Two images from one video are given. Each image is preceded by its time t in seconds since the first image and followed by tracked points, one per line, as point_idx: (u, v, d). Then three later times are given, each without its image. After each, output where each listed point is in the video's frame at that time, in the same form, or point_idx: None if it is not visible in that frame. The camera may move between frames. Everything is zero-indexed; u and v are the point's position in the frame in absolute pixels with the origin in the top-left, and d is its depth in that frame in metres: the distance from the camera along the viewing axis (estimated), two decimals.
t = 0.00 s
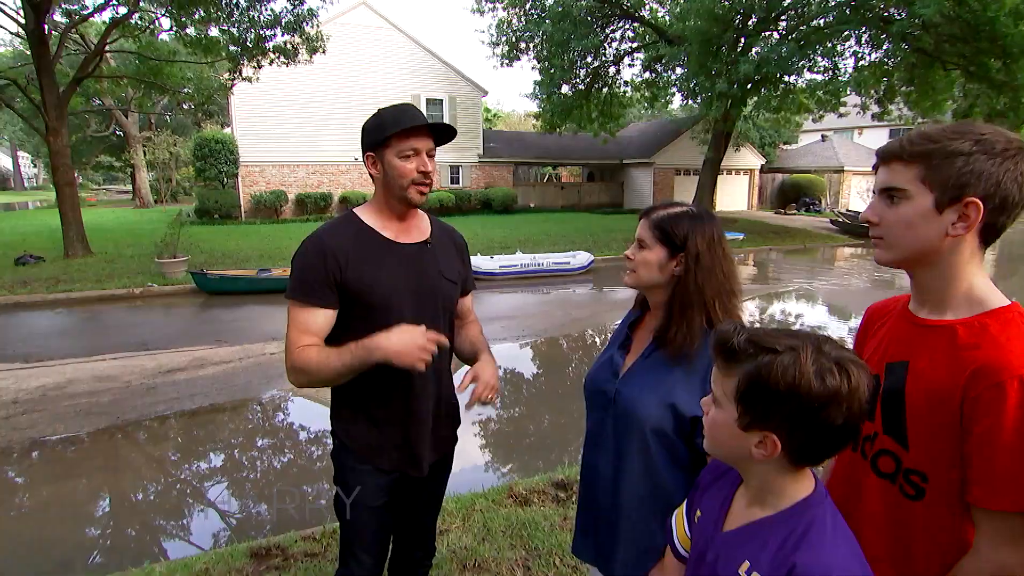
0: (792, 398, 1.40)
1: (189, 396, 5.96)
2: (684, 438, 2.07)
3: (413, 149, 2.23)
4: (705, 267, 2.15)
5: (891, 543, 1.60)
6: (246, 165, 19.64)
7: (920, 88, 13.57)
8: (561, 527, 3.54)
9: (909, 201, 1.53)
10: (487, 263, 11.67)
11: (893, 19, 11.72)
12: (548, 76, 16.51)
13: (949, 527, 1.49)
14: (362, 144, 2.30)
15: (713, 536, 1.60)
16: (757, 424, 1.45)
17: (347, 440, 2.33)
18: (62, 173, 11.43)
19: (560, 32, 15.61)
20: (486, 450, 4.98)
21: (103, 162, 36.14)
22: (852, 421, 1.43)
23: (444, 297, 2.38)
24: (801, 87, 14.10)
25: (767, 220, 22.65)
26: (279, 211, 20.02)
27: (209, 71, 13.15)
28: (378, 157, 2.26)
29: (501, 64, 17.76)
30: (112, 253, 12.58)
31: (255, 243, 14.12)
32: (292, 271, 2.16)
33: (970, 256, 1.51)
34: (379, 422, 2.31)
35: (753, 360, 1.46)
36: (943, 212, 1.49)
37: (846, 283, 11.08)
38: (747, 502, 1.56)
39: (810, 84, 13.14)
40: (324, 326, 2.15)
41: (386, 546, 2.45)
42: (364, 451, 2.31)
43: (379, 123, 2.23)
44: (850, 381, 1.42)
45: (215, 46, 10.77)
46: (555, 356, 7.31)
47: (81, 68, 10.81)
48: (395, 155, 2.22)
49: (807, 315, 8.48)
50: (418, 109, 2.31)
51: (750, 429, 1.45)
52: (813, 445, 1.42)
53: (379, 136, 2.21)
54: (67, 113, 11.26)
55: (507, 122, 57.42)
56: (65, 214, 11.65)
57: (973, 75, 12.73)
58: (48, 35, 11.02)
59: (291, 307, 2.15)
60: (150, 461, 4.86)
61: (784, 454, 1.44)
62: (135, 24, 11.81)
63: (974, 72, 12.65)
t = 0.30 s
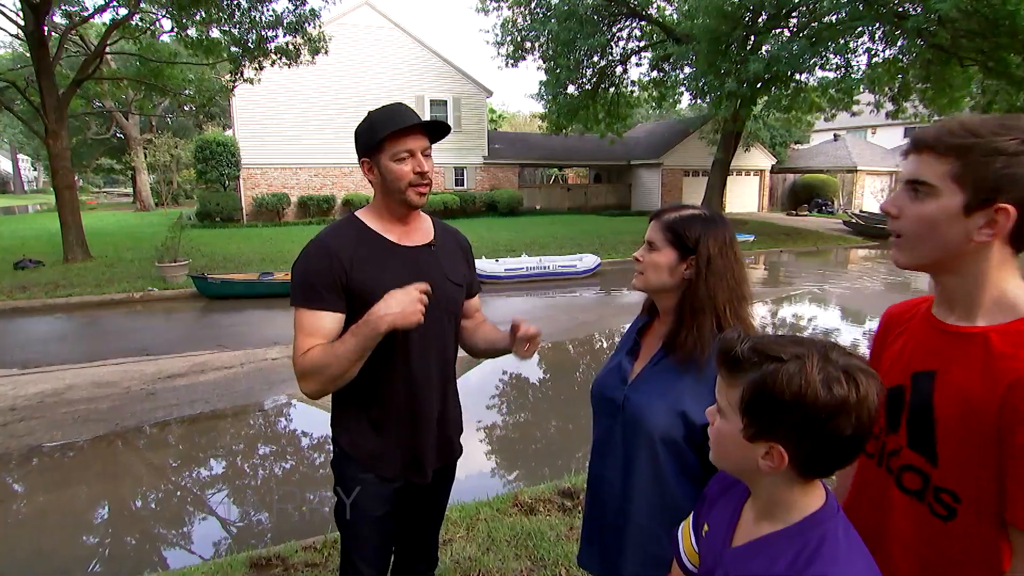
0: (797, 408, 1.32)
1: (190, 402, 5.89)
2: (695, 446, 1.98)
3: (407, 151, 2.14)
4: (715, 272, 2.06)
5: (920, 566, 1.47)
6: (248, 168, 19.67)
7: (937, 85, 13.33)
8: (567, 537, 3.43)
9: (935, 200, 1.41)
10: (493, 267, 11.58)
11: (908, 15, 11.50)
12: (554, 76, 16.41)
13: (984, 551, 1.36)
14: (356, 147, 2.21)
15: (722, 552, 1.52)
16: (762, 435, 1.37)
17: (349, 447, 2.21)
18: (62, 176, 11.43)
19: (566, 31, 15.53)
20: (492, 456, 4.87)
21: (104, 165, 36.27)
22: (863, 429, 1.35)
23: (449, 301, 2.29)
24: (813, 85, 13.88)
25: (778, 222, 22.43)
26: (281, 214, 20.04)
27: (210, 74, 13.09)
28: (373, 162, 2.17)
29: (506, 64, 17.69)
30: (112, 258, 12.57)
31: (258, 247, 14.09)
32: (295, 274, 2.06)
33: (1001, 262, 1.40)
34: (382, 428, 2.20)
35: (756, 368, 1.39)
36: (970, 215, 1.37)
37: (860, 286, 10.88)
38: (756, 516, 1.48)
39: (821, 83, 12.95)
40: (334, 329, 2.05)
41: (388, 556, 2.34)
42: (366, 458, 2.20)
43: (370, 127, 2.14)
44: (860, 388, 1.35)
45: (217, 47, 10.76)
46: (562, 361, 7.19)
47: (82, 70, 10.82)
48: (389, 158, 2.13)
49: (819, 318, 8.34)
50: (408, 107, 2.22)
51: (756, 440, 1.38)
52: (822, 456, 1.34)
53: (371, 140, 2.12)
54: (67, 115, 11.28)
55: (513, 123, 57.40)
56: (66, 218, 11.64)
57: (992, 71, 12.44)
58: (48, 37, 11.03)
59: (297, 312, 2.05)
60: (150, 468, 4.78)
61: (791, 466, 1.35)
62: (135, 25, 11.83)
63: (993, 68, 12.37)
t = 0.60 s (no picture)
0: (802, 412, 1.30)
1: (188, 409, 5.81)
2: (702, 452, 1.85)
3: (403, 158, 2.05)
4: (722, 275, 1.96)
5: None
6: (248, 170, 19.65)
7: (952, 81, 13.15)
8: (572, 546, 3.32)
9: (984, 220, 1.32)
10: (497, 270, 11.49)
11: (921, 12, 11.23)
12: (559, 77, 16.34)
13: None
14: (349, 154, 2.12)
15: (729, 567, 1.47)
16: (768, 440, 1.34)
17: (350, 456, 2.11)
18: (60, 178, 11.40)
19: (570, 31, 15.42)
20: (497, 463, 4.77)
21: (106, 168, 36.33)
22: (871, 435, 1.32)
23: (451, 306, 2.20)
24: (822, 84, 13.74)
25: (787, 224, 22.25)
26: (282, 216, 20.04)
27: (210, 75, 13.27)
28: (367, 170, 2.08)
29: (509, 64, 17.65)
30: (111, 262, 12.52)
31: (260, 250, 14.03)
32: (291, 286, 1.98)
33: None
34: (385, 435, 2.11)
35: (760, 373, 1.37)
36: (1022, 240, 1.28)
37: (871, 289, 10.72)
38: (763, 527, 1.44)
39: (831, 81, 12.81)
40: (330, 344, 1.96)
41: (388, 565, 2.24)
42: (368, 466, 2.10)
43: (359, 133, 2.05)
44: (865, 393, 1.33)
45: (218, 48, 10.74)
46: (567, 366, 7.09)
47: (80, 71, 10.80)
48: (384, 166, 2.04)
49: (830, 322, 8.21)
50: (403, 112, 2.13)
51: (761, 446, 1.35)
52: (828, 464, 1.31)
53: (365, 149, 2.03)
54: (65, 117, 11.25)
55: (516, 124, 57.41)
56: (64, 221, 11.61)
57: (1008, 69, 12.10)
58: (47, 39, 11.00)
59: (295, 327, 1.97)
60: (148, 475, 4.70)
61: (797, 473, 1.32)
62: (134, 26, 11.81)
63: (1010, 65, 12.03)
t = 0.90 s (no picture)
0: (804, 416, 1.23)
1: (187, 411, 5.74)
2: (704, 459, 1.76)
3: (405, 162, 1.98)
4: (723, 278, 1.88)
5: None
6: (249, 169, 19.62)
7: (966, 79, 12.93)
8: (575, 551, 3.24)
9: (1001, 227, 1.25)
10: (500, 271, 11.41)
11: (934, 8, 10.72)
12: (563, 75, 16.25)
13: None
14: (345, 155, 2.03)
15: None
16: (770, 445, 1.27)
17: (348, 460, 2.02)
18: (59, 177, 11.38)
19: (575, 27, 15.29)
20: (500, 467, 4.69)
21: (105, 167, 36.35)
22: (875, 439, 1.25)
23: (447, 308, 2.11)
24: (832, 81, 13.59)
25: (796, 224, 22.06)
26: (283, 216, 20.04)
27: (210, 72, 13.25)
28: (364, 171, 2.00)
29: (513, 62, 17.58)
30: (110, 262, 12.49)
31: (261, 250, 13.99)
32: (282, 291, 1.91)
33: None
34: (383, 441, 2.02)
35: (762, 376, 1.31)
36: None
37: (882, 290, 10.56)
38: (768, 535, 1.37)
39: (842, 79, 12.65)
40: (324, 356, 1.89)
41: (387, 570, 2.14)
42: (366, 471, 2.01)
43: (357, 132, 1.97)
44: (872, 397, 1.25)
45: (217, 45, 10.70)
46: (572, 368, 7.00)
47: (78, 69, 10.77)
48: (385, 169, 1.97)
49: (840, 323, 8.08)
50: (402, 111, 2.04)
51: (763, 451, 1.29)
52: (833, 469, 1.24)
53: (362, 151, 1.95)
54: (63, 115, 11.24)
55: (519, 122, 57.34)
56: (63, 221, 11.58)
57: None
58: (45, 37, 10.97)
59: (285, 333, 1.89)
60: (147, 477, 4.64)
61: (801, 479, 1.26)
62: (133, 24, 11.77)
63: None
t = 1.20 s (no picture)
0: (815, 417, 1.15)
1: (187, 412, 5.69)
2: (707, 465, 1.68)
3: (407, 161, 1.90)
4: (727, 279, 1.79)
5: None
6: (251, 168, 19.60)
7: (983, 76, 12.71)
8: (579, 556, 3.15)
9: (1001, 233, 1.17)
10: (505, 271, 11.32)
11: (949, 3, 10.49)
12: (570, 72, 16.14)
13: None
14: (345, 152, 1.96)
15: None
16: (780, 447, 1.19)
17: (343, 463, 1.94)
18: (60, 175, 11.36)
19: (582, 24, 15.13)
20: (504, 469, 4.61)
21: (107, 165, 36.40)
22: (887, 442, 1.17)
23: (440, 308, 2.04)
24: (845, 78, 13.43)
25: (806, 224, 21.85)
26: (285, 215, 20.05)
27: (212, 69, 13.22)
28: (364, 168, 1.92)
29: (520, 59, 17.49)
30: (111, 260, 12.49)
31: (265, 249, 13.96)
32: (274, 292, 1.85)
33: None
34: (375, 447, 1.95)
35: (770, 376, 1.22)
36: None
37: (894, 292, 10.40)
38: (776, 542, 1.29)
39: (854, 75, 12.48)
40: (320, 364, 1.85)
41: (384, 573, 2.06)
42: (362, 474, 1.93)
43: (361, 127, 1.89)
44: (886, 400, 1.17)
45: (219, 41, 10.68)
46: (577, 370, 6.91)
47: (80, 66, 10.75)
48: (386, 168, 1.89)
49: (851, 325, 7.96)
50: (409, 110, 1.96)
51: (772, 453, 1.20)
52: (846, 473, 1.16)
53: (364, 148, 1.88)
54: (64, 111, 11.25)
55: (525, 120, 57.14)
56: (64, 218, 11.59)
57: None
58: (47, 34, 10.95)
59: (275, 334, 1.84)
60: (146, 478, 4.59)
61: (812, 484, 1.18)
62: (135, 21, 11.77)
63: None
